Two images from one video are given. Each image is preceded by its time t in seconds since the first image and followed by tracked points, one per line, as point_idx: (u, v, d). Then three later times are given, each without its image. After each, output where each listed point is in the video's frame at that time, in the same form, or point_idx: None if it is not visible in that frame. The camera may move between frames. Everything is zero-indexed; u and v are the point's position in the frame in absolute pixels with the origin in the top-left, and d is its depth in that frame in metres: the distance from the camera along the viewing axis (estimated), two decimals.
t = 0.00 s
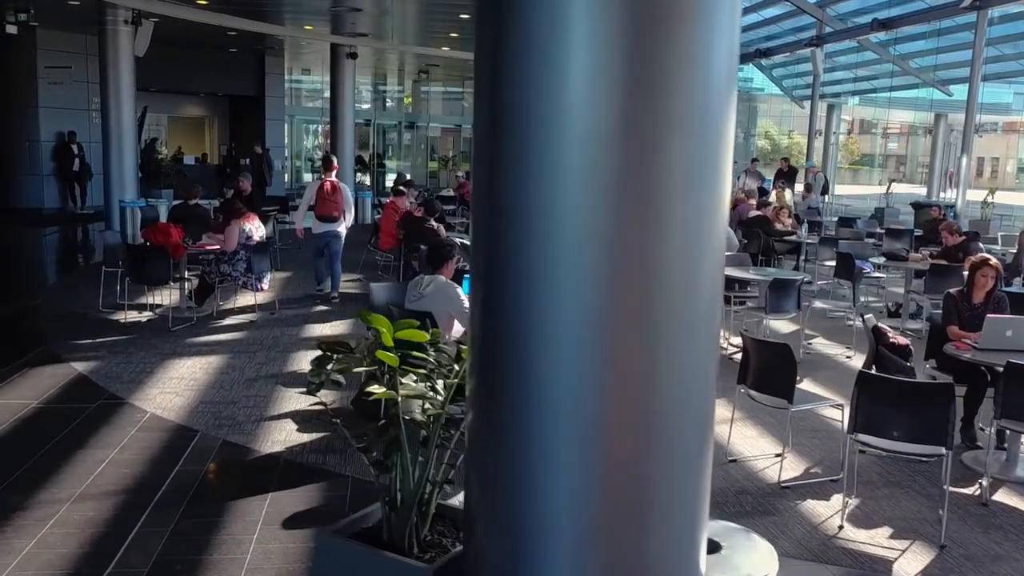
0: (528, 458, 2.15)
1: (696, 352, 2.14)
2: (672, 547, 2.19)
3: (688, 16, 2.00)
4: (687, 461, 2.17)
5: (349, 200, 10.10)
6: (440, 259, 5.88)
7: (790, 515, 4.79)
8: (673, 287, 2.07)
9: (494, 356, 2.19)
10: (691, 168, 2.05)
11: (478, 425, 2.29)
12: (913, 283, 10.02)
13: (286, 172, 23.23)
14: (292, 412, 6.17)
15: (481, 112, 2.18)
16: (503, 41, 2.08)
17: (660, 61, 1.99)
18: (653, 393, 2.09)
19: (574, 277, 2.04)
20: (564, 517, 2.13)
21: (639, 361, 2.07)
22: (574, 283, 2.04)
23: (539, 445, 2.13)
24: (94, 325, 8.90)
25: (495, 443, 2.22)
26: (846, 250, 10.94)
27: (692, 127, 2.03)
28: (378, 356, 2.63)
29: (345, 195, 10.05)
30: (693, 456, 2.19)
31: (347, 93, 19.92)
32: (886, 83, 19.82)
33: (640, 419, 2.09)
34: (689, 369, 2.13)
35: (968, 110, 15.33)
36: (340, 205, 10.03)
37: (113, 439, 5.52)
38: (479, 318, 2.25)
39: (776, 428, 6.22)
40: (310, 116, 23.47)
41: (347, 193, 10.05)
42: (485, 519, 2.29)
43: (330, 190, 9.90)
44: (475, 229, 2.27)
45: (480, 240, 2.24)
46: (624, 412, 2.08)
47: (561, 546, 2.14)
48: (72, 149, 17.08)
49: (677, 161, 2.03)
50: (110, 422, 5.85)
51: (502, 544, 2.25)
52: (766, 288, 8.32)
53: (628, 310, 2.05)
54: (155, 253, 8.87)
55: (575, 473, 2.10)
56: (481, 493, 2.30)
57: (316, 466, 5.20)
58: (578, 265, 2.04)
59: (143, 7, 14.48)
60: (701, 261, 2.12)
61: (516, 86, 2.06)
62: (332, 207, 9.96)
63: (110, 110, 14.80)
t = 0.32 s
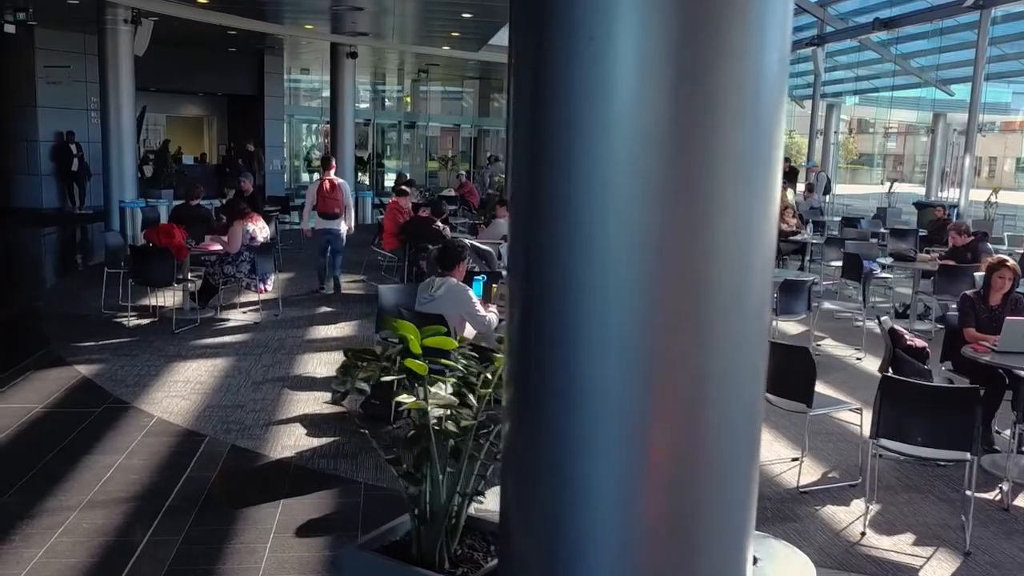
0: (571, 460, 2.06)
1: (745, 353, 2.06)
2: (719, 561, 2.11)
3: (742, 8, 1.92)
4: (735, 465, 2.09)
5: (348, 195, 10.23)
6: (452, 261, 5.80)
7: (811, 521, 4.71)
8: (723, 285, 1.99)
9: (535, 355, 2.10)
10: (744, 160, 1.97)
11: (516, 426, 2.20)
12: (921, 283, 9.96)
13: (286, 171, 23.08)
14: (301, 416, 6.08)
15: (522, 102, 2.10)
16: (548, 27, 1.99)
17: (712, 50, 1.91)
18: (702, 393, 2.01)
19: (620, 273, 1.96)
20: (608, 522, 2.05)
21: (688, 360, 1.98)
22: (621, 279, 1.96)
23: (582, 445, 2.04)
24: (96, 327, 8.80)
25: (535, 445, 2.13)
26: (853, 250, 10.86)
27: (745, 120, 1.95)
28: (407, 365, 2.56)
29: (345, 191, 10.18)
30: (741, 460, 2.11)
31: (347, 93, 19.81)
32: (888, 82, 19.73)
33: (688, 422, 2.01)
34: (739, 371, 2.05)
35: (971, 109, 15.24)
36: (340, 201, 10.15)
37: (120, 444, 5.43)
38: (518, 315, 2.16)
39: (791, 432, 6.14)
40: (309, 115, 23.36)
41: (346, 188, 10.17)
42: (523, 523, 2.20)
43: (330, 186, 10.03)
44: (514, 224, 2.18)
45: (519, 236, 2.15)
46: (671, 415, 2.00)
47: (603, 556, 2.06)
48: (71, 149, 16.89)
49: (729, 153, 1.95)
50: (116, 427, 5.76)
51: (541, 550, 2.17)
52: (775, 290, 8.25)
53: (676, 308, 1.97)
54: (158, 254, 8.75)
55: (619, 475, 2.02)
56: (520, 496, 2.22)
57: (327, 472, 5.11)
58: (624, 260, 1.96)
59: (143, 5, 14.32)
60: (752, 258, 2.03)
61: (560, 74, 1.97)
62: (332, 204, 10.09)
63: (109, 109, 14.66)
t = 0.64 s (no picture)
0: (619, 466, 1.95)
1: (806, 356, 1.95)
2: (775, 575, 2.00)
3: None
4: (793, 475, 1.97)
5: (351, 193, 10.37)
6: (464, 262, 5.71)
7: (836, 529, 4.62)
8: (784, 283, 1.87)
9: (583, 356, 2.00)
10: (807, 151, 1.85)
11: (562, 430, 2.10)
12: (931, 284, 9.86)
13: (285, 172, 22.97)
14: (311, 421, 5.98)
15: (571, 91, 2.00)
16: (601, 12, 1.90)
17: (775, 33, 1.79)
18: (760, 398, 1.89)
19: (673, 268, 1.86)
20: (657, 533, 1.94)
21: (745, 362, 1.87)
22: (676, 276, 1.85)
23: (630, 450, 1.93)
24: (100, 329, 8.68)
25: (582, 450, 2.02)
26: (861, 250, 10.77)
27: (809, 109, 1.84)
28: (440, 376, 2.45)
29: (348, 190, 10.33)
30: (801, 471, 1.99)
31: (347, 92, 19.70)
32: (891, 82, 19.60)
33: (745, 428, 1.90)
34: (799, 375, 1.94)
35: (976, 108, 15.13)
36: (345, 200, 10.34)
37: (127, 451, 5.31)
38: (565, 314, 2.06)
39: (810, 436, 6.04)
40: (307, 115, 23.40)
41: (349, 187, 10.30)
42: (568, 531, 2.10)
43: (333, 187, 10.17)
44: (561, 219, 2.08)
45: (567, 231, 2.05)
46: (726, 421, 1.89)
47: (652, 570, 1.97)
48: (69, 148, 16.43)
49: (792, 142, 1.83)
50: (123, 433, 5.64)
51: (586, 560, 2.06)
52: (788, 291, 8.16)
53: (733, 308, 1.86)
54: (161, 257, 8.62)
55: (670, 482, 1.91)
56: (563, 507, 2.12)
57: (339, 479, 5.01)
58: (679, 255, 1.85)
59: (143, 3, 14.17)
60: (814, 256, 1.91)
61: (613, 60, 1.87)
62: (337, 203, 10.29)
63: (108, 108, 14.52)
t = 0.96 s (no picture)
0: (678, 472, 1.87)
1: (879, 355, 1.85)
2: None
3: None
4: (864, 482, 1.88)
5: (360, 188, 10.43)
6: (479, 264, 5.61)
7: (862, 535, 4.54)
8: (855, 282, 1.78)
9: (639, 356, 1.91)
10: (881, 145, 1.76)
11: (616, 434, 2.01)
12: (942, 284, 9.78)
13: (285, 171, 22.87)
14: (323, 425, 5.89)
15: (628, 80, 1.91)
16: None
17: (850, 24, 1.70)
18: (830, 403, 1.80)
19: (739, 266, 1.76)
20: (719, 540, 1.85)
21: (815, 366, 1.78)
22: (740, 274, 1.76)
23: (691, 456, 1.84)
24: (104, 331, 8.58)
25: (637, 454, 1.94)
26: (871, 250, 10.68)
27: (884, 104, 1.74)
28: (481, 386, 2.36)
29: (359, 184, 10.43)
30: (870, 480, 1.89)
31: (348, 91, 19.58)
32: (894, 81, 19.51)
33: (814, 430, 1.80)
34: (873, 379, 1.84)
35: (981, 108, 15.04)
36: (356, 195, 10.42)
37: (137, 457, 5.21)
38: (620, 315, 1.97)
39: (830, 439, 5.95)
40: (307, 115, 23.60)
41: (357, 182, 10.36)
42: (621, 538, 2.02)
43: (344, 182, 10.30)
44: (615, 217, 1.99)
45: (622, 230, 1.96)
46: (793, 423, 1.79)
47: None
48: (68, 147, 16.44)
49: (866, 137, 1.74)
50: (132, 437, 5.54)
51: (642, 570, 1.97)
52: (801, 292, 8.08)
53: (802, 309, 1.76)
54: (168, 258, 8.50)
55: (734, 490, 1.83)
56: (617, 513, 2.03)
57: (355, 485, 4.91)
58: (745, 249, 1.76)
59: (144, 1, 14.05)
60: (888, 254, 1.82)
61: (675, 52, 1.78)
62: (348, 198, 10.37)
63: (108, 107, 14.42)
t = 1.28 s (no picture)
0: (737, 493, 1.69)
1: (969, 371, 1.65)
2: None
3: None
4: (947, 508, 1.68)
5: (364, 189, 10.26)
6: (493, 266, 5.51)
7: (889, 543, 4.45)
8: (941, 284, 1.58)
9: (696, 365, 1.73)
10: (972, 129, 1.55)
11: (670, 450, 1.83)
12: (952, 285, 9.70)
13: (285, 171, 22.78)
14: (334, 430, 5.79)
15: (688, 62, 1.73)
16: None
17: None
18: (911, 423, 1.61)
19: (809, 265, 1.57)
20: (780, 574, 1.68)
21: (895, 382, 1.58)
22: (811, 274, 1.57)
23: (751, 478, 1.66)
24: (107, 332, 8.48)
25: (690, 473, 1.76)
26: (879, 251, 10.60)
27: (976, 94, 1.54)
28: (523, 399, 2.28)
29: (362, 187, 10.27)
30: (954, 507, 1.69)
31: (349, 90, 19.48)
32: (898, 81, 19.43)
33: (890, 450, 1.60)
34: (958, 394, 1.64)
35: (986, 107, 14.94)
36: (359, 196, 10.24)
37: (146, 463, 5.11)
38: (676, 319, 1.79)
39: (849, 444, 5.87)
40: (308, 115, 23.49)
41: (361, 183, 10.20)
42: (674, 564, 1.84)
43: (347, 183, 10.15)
44: (670, 219, 1.81)
45: (678, 232, 1.78)
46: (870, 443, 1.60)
47: None
48: (68, 147, 16.28)
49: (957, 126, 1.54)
50: (141, 443, 5.43)
51: None
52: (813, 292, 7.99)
53: (881, 316, 1.57)
54: (173, 259, 8.41)
55: (799, 516, 1.64)
56: (670, 535, 1.85)
57: (369, 491, 4.82)
58: (817, 247, 1.57)
59: None
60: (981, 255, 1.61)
61: (739, 30, 1.60)
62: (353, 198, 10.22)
63: (109, 106, 14.29)
